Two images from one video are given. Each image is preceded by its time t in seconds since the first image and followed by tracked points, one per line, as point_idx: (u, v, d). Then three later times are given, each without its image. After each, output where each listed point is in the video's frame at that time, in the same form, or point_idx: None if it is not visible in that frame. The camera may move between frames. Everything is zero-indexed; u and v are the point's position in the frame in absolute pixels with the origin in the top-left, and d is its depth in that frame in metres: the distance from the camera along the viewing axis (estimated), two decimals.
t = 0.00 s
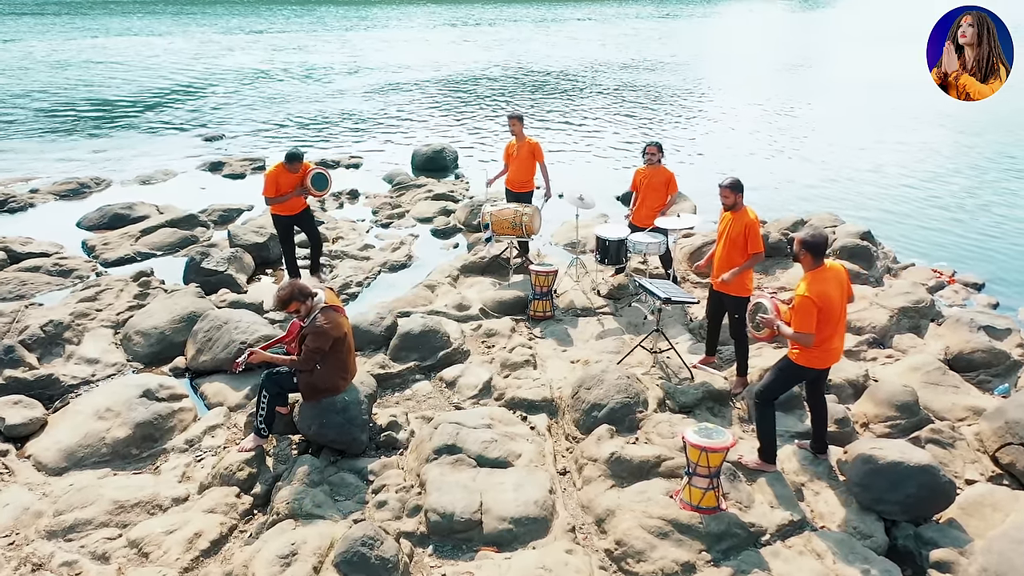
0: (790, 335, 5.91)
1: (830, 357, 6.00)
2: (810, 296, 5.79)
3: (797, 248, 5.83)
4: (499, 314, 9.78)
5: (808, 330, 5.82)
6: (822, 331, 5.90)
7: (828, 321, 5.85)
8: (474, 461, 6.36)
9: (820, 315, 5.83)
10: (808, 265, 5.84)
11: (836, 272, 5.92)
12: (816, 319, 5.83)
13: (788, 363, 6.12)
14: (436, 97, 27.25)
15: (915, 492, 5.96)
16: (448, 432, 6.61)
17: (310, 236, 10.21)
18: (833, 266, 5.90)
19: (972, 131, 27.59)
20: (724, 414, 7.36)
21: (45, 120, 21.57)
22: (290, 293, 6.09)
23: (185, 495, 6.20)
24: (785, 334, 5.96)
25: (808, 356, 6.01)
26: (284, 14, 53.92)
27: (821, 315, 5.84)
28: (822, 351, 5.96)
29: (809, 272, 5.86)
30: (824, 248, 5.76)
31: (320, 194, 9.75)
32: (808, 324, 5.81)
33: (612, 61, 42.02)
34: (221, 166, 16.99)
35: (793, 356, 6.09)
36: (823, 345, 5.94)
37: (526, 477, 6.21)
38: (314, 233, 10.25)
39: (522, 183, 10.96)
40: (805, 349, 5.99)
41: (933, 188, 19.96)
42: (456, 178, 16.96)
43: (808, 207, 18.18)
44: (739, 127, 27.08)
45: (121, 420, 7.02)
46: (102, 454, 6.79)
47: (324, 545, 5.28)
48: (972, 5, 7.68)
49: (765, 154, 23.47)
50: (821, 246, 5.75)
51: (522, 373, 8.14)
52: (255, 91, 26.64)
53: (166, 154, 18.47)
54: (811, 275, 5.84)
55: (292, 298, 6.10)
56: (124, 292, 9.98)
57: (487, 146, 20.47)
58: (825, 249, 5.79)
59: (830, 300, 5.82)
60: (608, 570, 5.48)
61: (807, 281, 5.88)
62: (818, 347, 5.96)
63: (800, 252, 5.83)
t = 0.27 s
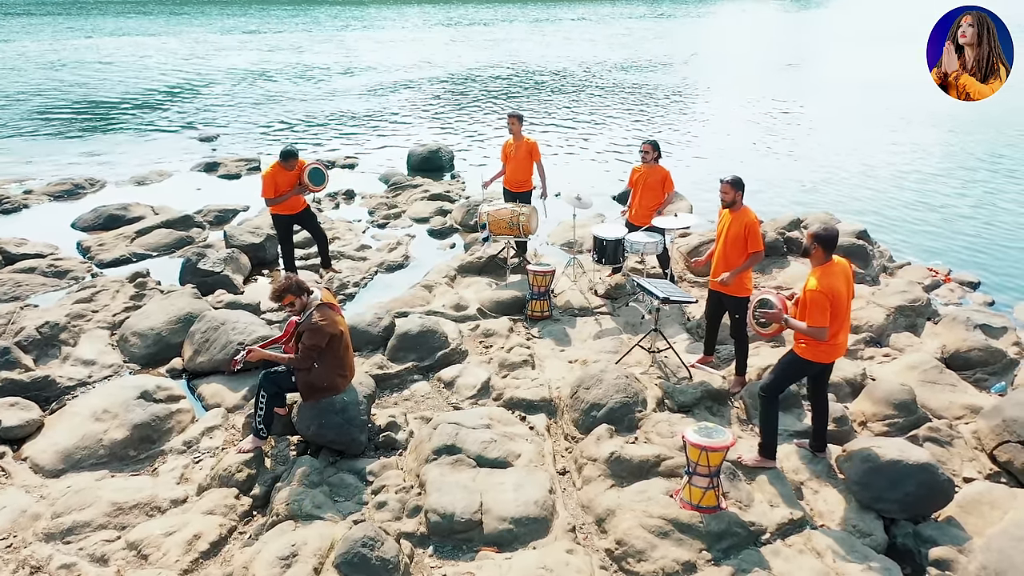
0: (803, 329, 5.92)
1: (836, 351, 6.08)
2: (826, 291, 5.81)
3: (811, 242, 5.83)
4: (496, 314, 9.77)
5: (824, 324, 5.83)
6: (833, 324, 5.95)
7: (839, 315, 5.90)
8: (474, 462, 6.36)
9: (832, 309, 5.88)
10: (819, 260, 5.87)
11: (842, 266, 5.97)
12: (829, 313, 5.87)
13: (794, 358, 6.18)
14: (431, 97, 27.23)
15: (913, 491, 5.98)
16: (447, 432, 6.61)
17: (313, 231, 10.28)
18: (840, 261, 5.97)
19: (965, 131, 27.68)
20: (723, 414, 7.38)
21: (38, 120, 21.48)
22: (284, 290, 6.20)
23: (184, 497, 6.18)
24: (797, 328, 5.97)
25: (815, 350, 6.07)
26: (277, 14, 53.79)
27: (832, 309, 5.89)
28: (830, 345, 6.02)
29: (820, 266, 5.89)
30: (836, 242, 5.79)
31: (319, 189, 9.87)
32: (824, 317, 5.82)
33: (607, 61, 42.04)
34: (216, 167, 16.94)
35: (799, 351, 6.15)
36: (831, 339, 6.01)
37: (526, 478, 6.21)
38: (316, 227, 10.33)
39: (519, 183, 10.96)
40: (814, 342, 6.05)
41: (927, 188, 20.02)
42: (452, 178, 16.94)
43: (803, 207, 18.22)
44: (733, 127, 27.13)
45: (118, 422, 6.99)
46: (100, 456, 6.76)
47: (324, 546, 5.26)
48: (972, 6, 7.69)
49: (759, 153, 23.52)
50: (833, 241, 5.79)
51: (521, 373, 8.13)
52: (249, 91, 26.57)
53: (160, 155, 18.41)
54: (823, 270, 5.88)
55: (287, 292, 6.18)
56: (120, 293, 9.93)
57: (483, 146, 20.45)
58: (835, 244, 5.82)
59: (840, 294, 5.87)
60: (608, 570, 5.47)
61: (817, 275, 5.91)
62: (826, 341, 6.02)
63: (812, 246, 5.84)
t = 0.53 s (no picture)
0: (810, 326, 5.96)
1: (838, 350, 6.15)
2: (832, 288, 5.87)
3: (818, 239, 5.89)
4: (492, 314, 9.76)
5: (830, 321, 5.89)
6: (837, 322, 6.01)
7: (843, 313, 5.97)
8: (472, 462, 6.34)
9: (837, 307, 5.94)
10: (827, 258, 5.93)
11: (846, 265, 6.04)
12: (835, 311, 5.93)
13: (796, 358, 6.20)
14: (425, 97, 27.19)
15: (911, 489, 6.00)
16: (445, 433, 6.60)
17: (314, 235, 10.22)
18: (844, 260, 6.04)
19: (957, 131, 27.81)
20: (720, 413, 7.39)
21: (29, 121, 21.35)
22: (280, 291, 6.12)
23: (181, 499, 6.15)
24: (803, 326, 6.01)
25: (818, 349, 6.11)
26: (269, 14, 53.63)
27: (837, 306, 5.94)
28: (834, 344, 6.07)
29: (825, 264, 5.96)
30: (842, 240, 5.86)
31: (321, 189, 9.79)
32: (830, 314, 5.88)
33: (600, 61, 42.06)
34: (209, 168, 16.88)
35: (801, 351, 6.19)
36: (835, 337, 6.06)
37: (525, 478, 6.20)
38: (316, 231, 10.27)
39: (517, 183, 10.98)
40: (818, 341, 6.07)
41: (920, 187, 20.10)
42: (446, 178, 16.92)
43: (796, 207, 18.27)
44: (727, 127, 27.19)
45: (114, 424, 6.95)
46: (95, 458, 6.72)
47: (323, 548, 5.24)
48: (972, 6, 7.70)
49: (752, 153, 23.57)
50: (839, 238, 5.86)
51: (518, 373, 8.12)
52: (242, 91, 26.49)
53: (153, 155, 18.33)
54: (828, 267, 5.95)
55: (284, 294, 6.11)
56: (114, 294, 9.88)
57: (477, 146, 20.44)
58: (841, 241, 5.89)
59: (845, 292, 5.93)
60: (608, 569, 5.47)
61: (823, 273, 5.96)
62: (829, 339, 6.07)
63: (819, 243, 5.90)
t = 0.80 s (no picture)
0: (813, 318, 5.99)
1: (839, 347, 6.16)
2: (836, 279, 5.94)
3: (823, 230, 5.97)
4: (489, 314, 9.75)
5: (834, 312, 5.93)
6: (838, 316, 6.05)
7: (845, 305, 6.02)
8: (471, 463, 6.32)
9: (840, 299, 5.99)
10: (830, 251, 6.00)
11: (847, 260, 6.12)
12: (837, 304, 5.97)
13: (798, 355, 6.22)
14: (418, 97, 27.15)
15: (910, 488, 6.00)
16: (443, 433, 6.58)
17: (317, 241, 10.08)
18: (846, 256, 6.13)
19: (948, 131, 27.95)
20: (718, 412, 7.38)
21: (20, 122, 21.21)
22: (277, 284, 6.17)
23: (177, 502, 6.11)
24: (807, 318, 6.04)
25: (819, 344, 6.12)
26: (261, 15, 53.47)
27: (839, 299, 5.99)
28: (835, 339, 6.09)
29: (828, 257, 6.03)
30: (847, 234, 5.96)
31: (330, 190, 9.69)
32: (834, 306, 5.92)
33: (593, 61, 42.10)
34: (202, 168, 16.81)
35: (802, 347, 6.20)
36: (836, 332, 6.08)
37: (523, 478, 6.18)
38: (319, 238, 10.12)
39: (513, 183, 10.97)
40: (820, 335, 6.09)
41: (912, 187, 20.18)
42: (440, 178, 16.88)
43: (790, 206, 18.31)
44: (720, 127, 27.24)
45: (109, 427, 6.90)
46: (91, 461, 6.66)
47: (322, 551, 5.21)
48: (972, 5, 7.72)
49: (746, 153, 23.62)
50: (843, 230, 5.96)
51: (515, 373, 8.10)
52: (234, 91, 26.39)
53: (146, 156, 18.24)
54: (830, 261, 6.01)
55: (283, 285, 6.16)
56: (107, 296, 9.81)
57: (471, 146, 20.42)
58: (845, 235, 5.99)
59: (847, 285, 6.00)
60: (608, 570, 5.45)
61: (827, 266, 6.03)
62: (831, 334, 6.10)
63: (823, 235, 5.98)
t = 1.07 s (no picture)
0: (810, 313, 5.98)
1: (836, 347, 6.17)
2: (835, 274, 5.96)
3: (823, 227, 6.00)
4: (485, 315, 9.72)
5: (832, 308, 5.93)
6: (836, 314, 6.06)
7: (843, 303, 6.03)
8: (470, 464, 6.30)
9: (838, 296, 6.01)
10: (830, 248, 6.04)
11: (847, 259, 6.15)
12: (835, 300, 5.99)
13: (796, 354, 6.22)
14: (412, 97, 27.10)
15: (909, 486, 6.01)
16: (442, 435, 6.55)
17: (319, 241, 10.03)
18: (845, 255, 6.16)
19: (939, 131, 28.07)
20: (717, 412, 7.38)
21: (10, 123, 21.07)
22: (277, 280, 6.13)
23: (174, 505, 6.07)
24: (805, 313, 6.04)
25: (817, 342, 6.13)
26: (252, 15, 53.28)
27: (837, 296, 6.01)
28: (833, 338, 6.09)
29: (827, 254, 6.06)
30: (846, 231, 6.00)
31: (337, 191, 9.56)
32: (832, 301, 5.94)
33: (585, 61, 42.12)
34: (195, 169, 16.73)
35: (801, 347, 6.20)
36: (833, 330, 6.09)
37: (523, 479, 6.16)
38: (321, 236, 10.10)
39: (509, 183, 10.97)
40: (817, 333, 6.10)
41: (905, 186, 20.25)
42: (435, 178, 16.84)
43: (783, 206, 18.35)
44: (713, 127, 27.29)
45: (105, 429, 6.85)
46: (86, 464, 6.61)
47: (322, 553, 5.17)
48: (972, 5, 7.71)
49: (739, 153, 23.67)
50: (842, 228, 6.00)
51: (513, 373, 8.08)
52: (226, 92, 26.28)
53: (138, 157, 18.14)
54: (830, 258, 6.04)
55: (282, 282, 6.10)
56: (101, 298, 9.74)
57: (465, 146, 20.39)
58: (845, 233, 6.04)
59: (845, 282, 6.02)
60: (609, 571, 5.44)
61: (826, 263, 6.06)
62: (829, 332, 6.10)
63: (822, 232, 6.01)
